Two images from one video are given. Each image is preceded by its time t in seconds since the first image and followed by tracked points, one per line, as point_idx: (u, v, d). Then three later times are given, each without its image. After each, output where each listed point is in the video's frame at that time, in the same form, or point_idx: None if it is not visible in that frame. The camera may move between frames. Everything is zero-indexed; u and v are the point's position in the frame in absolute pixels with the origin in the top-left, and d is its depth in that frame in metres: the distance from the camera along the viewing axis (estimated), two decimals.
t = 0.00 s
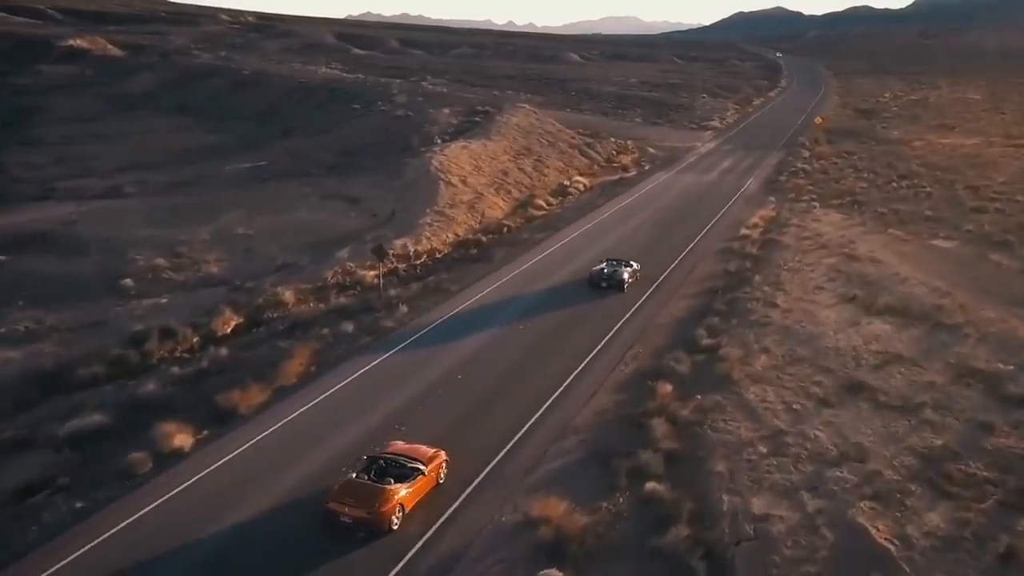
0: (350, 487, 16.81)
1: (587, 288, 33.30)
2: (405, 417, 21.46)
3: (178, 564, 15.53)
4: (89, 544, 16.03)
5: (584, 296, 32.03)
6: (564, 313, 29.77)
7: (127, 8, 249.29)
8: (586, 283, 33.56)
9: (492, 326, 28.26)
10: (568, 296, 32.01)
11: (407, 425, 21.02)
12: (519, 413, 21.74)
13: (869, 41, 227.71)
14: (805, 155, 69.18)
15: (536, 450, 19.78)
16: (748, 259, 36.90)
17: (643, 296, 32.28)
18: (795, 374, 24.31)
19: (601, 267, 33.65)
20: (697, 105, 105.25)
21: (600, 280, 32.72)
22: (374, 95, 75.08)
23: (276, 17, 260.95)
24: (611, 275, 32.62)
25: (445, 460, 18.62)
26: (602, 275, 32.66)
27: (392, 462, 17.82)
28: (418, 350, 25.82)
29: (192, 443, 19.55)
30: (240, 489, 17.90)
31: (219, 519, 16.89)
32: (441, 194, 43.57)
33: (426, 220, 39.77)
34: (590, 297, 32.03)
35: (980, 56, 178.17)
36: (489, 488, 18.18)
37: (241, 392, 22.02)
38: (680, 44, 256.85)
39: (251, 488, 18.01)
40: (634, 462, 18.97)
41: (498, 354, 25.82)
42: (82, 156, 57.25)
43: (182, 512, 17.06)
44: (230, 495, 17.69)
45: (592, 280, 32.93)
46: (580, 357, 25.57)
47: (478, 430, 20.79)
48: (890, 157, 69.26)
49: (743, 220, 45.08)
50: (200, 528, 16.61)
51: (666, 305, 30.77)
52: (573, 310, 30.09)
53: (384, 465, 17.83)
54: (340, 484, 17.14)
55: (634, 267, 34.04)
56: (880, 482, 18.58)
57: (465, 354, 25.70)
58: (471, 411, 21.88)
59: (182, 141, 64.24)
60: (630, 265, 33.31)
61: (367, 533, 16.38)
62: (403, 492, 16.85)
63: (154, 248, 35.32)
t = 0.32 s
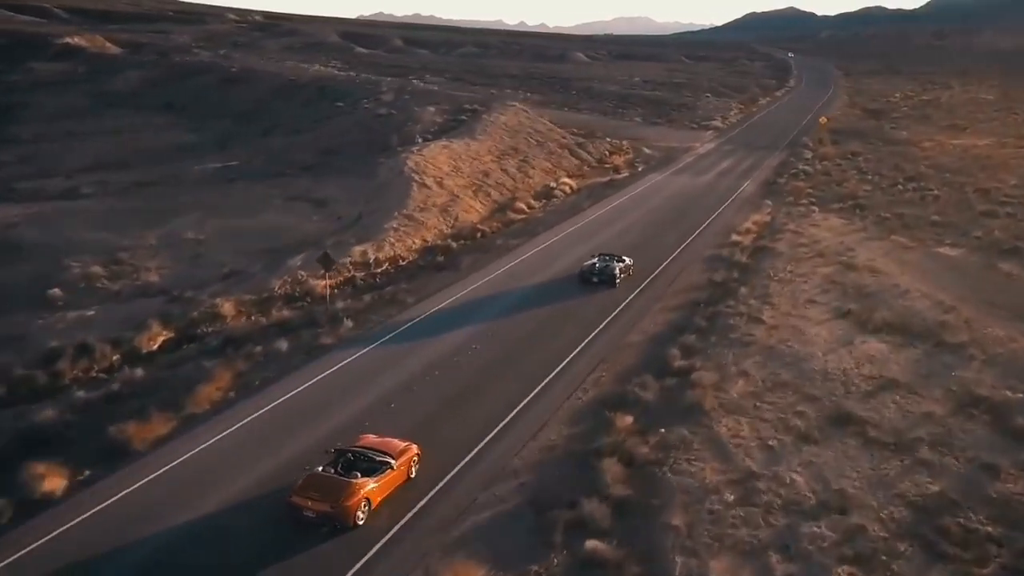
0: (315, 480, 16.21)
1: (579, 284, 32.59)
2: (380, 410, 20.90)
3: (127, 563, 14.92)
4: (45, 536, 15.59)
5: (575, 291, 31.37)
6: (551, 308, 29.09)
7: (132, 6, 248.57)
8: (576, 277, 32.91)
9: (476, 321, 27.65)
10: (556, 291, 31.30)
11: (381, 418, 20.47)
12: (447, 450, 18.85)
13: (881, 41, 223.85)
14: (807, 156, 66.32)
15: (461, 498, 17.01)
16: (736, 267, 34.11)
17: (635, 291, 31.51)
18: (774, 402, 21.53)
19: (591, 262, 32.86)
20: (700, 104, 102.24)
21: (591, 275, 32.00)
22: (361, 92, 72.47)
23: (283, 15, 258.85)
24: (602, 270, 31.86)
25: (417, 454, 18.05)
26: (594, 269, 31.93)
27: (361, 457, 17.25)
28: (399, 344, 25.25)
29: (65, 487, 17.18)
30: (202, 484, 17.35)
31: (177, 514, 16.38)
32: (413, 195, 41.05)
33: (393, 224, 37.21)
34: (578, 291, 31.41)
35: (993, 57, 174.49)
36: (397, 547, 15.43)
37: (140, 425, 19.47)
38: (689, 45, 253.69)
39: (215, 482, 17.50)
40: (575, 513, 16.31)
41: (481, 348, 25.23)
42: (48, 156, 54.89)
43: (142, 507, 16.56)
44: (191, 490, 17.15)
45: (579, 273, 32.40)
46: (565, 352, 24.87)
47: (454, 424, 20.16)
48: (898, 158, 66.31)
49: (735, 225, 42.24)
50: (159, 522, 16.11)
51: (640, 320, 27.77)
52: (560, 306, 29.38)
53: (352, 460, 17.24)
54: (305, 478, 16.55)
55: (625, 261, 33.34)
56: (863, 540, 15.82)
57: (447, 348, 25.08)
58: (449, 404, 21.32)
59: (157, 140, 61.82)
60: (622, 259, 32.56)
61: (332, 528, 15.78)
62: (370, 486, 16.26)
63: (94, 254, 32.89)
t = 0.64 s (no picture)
0: (270, 476, 15.60)
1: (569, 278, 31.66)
2: (348, 405, 20.27)
3: (66, 563, 14.36)
4: None
5: (563, 286, 30.48)
6: (536, 305, 28.28)
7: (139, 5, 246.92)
8: (567, 270, 32.20)
9: (456, 317, 26.87)
10: (545, 287, 30.51)
11: (347, 414, 19.84)
12: (332, 517, 15.65)
13: (896, 42, 218.96)
14: (811, 157, 62.91)
15: None
16: (719, 279, 30.81)
17: (625, 286, 30.55)
18: (740, 448, 18.29)
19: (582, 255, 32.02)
20: (704, 104, 98.61)
21: (581, 270, 31.10)
22: (344, 90, 69.30)
23: (290, 15, 256.79)
24: (592, 265, 30.98)
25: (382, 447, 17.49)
26: (584, 264, 31.02)
27: (320, 451, 16.64)
28: (375, 339, 24.61)
29: None
30: (158, 477, 16.89)
31: (125, 511, 15.84)
32: (376, 198, 38.06)
33: (346, 229, 34.17)
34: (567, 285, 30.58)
35: (1011, 57, 169.64)
36: None
37: None
38: (700, 45, 249.44)
39: (172, 476, 17.03)
40: None
41: (456, 344, 24.43)
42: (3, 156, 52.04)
43: (95, 499, 16.12)
44: (146, 484, 16.69)
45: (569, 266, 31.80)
46: (545, 348, 24.10)
47: (421, 422, 19.46)
48: (907, 160, 62.76)
49: (724, 231, 38.89)
50: (109, 516, 15.64)
51: (598, 344, 24.31)
52: (544, 302, 28.57)
53: (311, 453, 16.63)
54: (260, 472, 15.95)
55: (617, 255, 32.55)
56: None
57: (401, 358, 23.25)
58: (418, 399, 20.64)
59: (124, 139, 58.85)
60: (613, 254, 31.68)
61: (286, 524, 15.16)
62: (327, 481, 15.66)
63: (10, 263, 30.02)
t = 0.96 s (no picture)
0: (214, 476, 14.92)
1: (554, 274, 30.77)
2: (312, 402, 19.65)
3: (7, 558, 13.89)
4: None
5: (548, 282, 29.63)
6: (517, 302, 27.48)
7: (143, 4, 245.12)
8: (552, 266, 31.31)
9: (433, 314, 26.10)
10: (530, 282, 29.74)
11: (310, 411, 19.21)
12: None
13: (908, 42, 214.30)
14: (809, 158, 59.68)
15: None
16: (689, 297, 27.63)
17: (612, 283, 29.69)
18: (680, 516, 15.09)
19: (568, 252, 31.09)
20: (704, 104, 95.20)
21: (567, 266, 30.24)
22: (320, 89, 66.27)
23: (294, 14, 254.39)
24: (578, 261, 30.16)
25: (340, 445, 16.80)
26: (570, 260, 30.12)
27: (271, 449, 15.96)
28: (349, 335, 24.03)
29: None
30: (109, 473, 16.34)
31: (76, 504, 15.34)
32: (325, 203, 35.12)
33: (283, 240, 31.12)
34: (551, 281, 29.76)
35: None
36: None
37: None
38: (707, 45, 245.49)
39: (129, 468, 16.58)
40: None
41: (429, 342, 23.66)
42: None
43: (49, 491, 15.70)
44: (102, 475, 16.28)
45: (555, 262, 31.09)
46: (522, 345, 23.39)
47: (386, 421, 18.78)
48: (911, 162, 59.41)
49: (704, 240, 35.65)
50: (59, 510, 15.15)
51: (536, 377, 21.05)
52: (526, 298, 27.77)
53: (262, 452, 15.96)
54: (205, 472, 15.25)
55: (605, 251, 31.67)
56: None
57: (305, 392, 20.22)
58: (382, 400, 19.81)
59: (83, 138, 56.02)
60: (600, 250, 30.67)
61: (229, 526, 14.49)
62: (274, 481, 14.94)
63: None
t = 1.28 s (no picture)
0: (146, 480, 14.38)
1: (535, 271, 29.85)
2: (261, 405, 18.93)
3: None
4: None
5: (526, 281, 28.67)
6: (491, 300, 26.54)
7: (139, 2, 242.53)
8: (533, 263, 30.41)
9: (404, 312, 25.32)
10: (509, 279, 28.83)
11: (259, 414, 18.50)
12: None
13: (913, 43, 210.33)
14: (801, 160, 56.54)
15: None
16: (644, 320, 24.49)
17: (594, 281, 28.86)
18: None
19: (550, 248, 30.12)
20: (698, 104, 91.87)
21: (547, 264, 29.32)
22: (290, 87, 63.26)
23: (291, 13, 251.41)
24: (559, 258, 29.21)
25: (287, 446, 16.29)
26: (550, 258, 29.18)
27: (209, 451, 15.42)
28: (315, 333, 23.36)
29: None
30: (54, 471, 15.97)
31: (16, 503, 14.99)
32: (256, 210, 31.99)
33: (199, 253, 27.94)
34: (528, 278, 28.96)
35: None
36: None
37: None
38: (709, 44, 241.66)
39: (68, 470, 16.05)
40: None
41: (397, 340, 22.92)
42: None
43: None
44: (39, 476, 15.78)
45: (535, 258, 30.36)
46: (488, 345, 22.55)
47: (340, 422, 18.15)
48: (909, 165, 56.23)
49: (674, 251, 32.43)
50: None
51: (443, 424, 17.87)
52: (502, 296, 26.85)
53: (201, 455, 15.45)
54: (139, 474, 14.75)
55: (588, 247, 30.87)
56: None
57: (179, 437, 17.38)
58: (339, 401, 19.16)
59: (33, 139, 53.23)
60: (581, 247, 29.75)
61: (161, 531, 13.94)
62: (210, 485, 14.42)
63: None
